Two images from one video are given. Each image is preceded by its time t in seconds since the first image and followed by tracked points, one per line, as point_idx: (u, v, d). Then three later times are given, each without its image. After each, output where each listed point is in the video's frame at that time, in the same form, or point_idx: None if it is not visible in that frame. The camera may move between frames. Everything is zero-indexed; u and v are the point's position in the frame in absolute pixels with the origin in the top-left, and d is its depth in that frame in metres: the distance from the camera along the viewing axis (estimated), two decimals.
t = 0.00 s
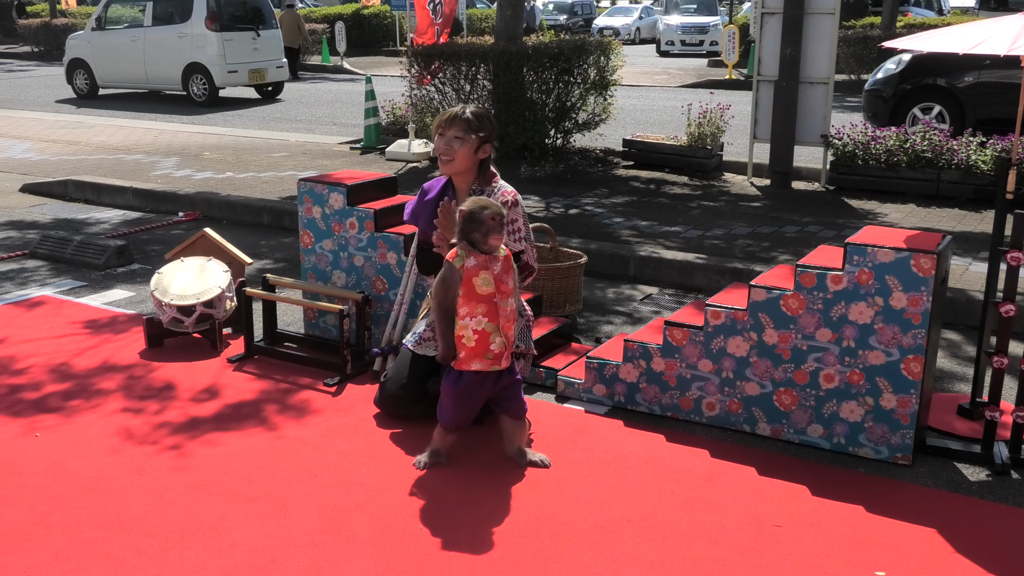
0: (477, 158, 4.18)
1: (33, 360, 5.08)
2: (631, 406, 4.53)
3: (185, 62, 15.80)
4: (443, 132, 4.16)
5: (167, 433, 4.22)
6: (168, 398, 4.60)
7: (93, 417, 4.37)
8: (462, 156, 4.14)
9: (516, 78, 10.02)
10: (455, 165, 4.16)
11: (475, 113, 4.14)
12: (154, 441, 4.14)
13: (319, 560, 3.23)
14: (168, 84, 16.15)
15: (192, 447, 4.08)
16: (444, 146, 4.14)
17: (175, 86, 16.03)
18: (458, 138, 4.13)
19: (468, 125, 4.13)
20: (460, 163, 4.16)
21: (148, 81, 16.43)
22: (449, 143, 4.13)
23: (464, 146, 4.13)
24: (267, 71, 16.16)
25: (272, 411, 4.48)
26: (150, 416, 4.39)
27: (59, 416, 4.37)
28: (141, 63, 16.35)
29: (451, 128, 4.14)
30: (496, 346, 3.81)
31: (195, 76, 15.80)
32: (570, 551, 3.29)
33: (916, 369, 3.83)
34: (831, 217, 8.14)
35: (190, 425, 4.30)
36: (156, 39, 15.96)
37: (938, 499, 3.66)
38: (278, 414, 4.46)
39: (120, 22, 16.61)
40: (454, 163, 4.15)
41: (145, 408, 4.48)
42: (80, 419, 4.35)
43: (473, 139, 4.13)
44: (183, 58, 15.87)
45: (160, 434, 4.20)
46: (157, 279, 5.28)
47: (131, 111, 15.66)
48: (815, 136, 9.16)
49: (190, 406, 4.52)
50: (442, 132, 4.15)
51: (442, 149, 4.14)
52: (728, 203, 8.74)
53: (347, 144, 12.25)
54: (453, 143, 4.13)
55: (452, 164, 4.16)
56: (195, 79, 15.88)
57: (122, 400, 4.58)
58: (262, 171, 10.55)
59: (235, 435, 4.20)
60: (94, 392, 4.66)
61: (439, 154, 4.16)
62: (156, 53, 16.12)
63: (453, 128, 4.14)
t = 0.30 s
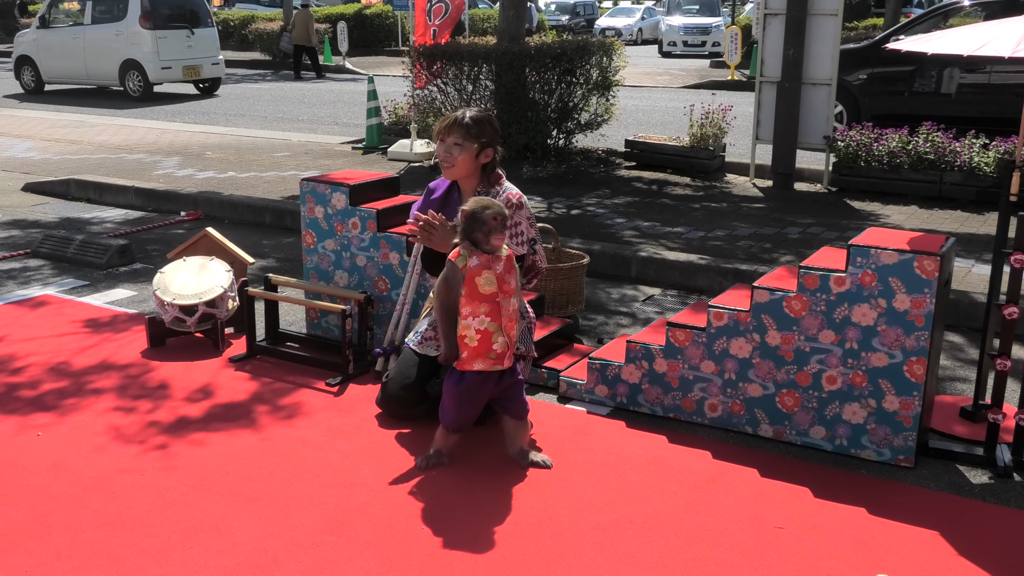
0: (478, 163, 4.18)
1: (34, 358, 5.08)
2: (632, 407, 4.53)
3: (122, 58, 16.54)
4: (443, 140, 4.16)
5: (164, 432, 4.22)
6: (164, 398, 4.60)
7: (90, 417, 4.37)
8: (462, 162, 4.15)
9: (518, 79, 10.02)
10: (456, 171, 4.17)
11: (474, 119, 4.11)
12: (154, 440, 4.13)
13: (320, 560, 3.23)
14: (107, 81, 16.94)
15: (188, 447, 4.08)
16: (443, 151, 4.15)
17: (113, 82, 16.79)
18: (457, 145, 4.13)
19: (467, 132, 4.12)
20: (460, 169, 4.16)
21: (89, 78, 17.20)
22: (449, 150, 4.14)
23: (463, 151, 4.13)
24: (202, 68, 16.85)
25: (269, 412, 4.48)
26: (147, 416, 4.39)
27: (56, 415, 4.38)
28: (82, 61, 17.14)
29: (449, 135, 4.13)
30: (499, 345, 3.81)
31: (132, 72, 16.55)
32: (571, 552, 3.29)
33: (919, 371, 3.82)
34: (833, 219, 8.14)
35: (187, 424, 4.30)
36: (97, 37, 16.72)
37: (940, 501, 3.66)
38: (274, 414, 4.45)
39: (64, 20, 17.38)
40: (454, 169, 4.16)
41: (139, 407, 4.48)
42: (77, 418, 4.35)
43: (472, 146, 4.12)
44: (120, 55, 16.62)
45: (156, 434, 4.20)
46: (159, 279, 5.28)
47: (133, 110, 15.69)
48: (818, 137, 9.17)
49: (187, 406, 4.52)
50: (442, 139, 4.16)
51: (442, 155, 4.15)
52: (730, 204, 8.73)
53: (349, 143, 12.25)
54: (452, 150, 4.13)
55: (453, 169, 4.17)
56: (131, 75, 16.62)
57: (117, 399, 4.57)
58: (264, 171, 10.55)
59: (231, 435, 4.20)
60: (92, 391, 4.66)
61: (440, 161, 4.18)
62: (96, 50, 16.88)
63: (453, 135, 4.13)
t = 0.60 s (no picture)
0: (486, 156, 4.18)
1: (35, 357, 5.08)
2: (635, 408, 4.52)
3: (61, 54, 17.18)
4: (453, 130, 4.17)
5: (163, 431, 4.22)
6: (162, 397, 4.60)
7: (89, 415, 4.36)
8: (471, 152, 4.14)
9: (521, 78, 10.02)
10: (464, 161, 4.17)
11: (486, 112, 4.15)
12: (155, 440, 4.12)
13: (323, 560, 3.23)
14: (47, 76, 17.56)
15: (188, 446, 4.07)
16: (453, 141, 4.15)
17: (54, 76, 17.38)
18: (468, 135, 4.14)
19: (478, 123, 4.14)
20: (468, 159, 4.16)
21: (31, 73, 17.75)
22: (459, 139, 4.14)
23: (473, 141, 4.14)
24: (142, 64, 17.57)
25: (271, 411, 4.47)
26: (144, 415, 4.38)
27: (55, 413, 4.37)
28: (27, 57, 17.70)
29: (460, 126, 4.15)
30: (502, 345, 3.80)
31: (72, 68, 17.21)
32: (574, 552, 3.29)
33: (922, 373, 3.82)
34: (835, 220, 8.13)
35: (183, 424, 4.30)
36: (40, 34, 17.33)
37: (943, 503, 3.65)
38: (272, 414, 4.44)
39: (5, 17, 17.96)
40: (463, 159, 4.15)
41: (135, 406, 4.48)
42: (76, 416, 4.34)
43: (482, 136, 4.14)
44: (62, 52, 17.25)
45: (154, 432, 4.19)
46: (161, 278, 5.28)
47: (135, 109, 15.71)
48: (821, 138, 9.14)
49: (187, 405, 4.51)
50: (452, 129, 4.16)
51: (451, 145, 4.15)
52: (732, 204, 8.73)
53: (351, 143, 12.25)
54: (462, 139, 4.14)
55: (461, 160, 4.17)
56: (71, 71, 17.27)
57: (116, 398, 4.57)
58: (265, 170, 10.54)
59: (233, 434, 4.20)
60: (91, 390, 4.65)
61: (449, 150, 4.17)
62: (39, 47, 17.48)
63: (464, 125, 4.15)
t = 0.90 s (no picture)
0: (486, 148, 4.21)
1: (38, 357, 5.08)
2: (637, 408, 4.52)
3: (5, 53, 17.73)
4: (450, 126, 4.19)
5: (170, 431, 4.22)
6: (170, 397, 4.60)
7: (95, 416, 4.37)
8: (474, 143, 4.15)
9: (523, 78, 10.00)
10: (467, 155, 4.17)
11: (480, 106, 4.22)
12: (158, 440, 4.12)
13: (324, 560, 3.22)
14: None
15: (194, 446, 4.07)
16: (454, 136, 4.15)
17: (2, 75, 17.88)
18: (468, 126, 4.16)
19: (475, 115, 4.19)
20: (471, 152, 4.17)
21: None
22: (460, 133, 4.15)
23: (474, 133, 4.15)
24: (83, 61, 18.04)
25: (275, 410, 4.48)
26: (154, 415, 4.39)
27: (61, 414, 4.37)
28: None
29: (457, 120, 4.17)
30: (503, 345, 3.80)
31: (16, 66, 17.72)
32: (575, 552, 3.28)
33: (924, 373, 3.81)
34: (837, 220, 8.11)
35: (192, 424, 4.30)
36: None
37: (945, 504, 3.64)
38: (279, 414, 4.44)
39: None
40: (467, 151, 4.15)
41: (147, 406, 4.48)
42: (82, 417, 4.34)
43: (481, 127, 4.17)
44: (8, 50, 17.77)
45: (161, 433, 4.19)
46: (163, 278, 5.28)
47: (137, 109, 15.71)
48: (823, 138, 9.14)
49: (191, 405, 4.51)
50: (450, 125, 4.18)
51: (453, 139, 4.15)
52: (733, 204, 8.72)
53: (352, 143, 12.25)
54: (464, 132, 4.15)
55: (464, 153, 4.17)
56: (16, 68, 17.77)
57: (121, 398, 4.57)
58: (267, 170, 10.54)
59: (236, 435, 4.20)
60: (96, 391, 4.66)
61: (450, 145, 4.16)
62: None
63: (462, 119, 4.17)
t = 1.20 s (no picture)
0: (484, 147, 4.22)
1: (43, 359, 5.08)
2: (640, 405, 4.51)
3: None
4: (447, 127, 4.20)
5: (179, 432, 4.22)
6: (179, 398, 4.60)
7: (104, 417, 4.36)
8: (474, 142, 4.17)
9: (523, 76, 10.00)
10: (467, 154, 4.18)
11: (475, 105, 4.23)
12: (163, 441, 4.12)
13: (329, 560, 3.22)
14: None
15: (202, 447, 4.07)
16: (454, 137, 4.16)
17: None
18: (467, 126, 4.16)
19: (471, 115, 4.20)
20: (472, 151, 4.18)
21: None
22: (459, 133, 4.16)
23: (473, 133, 4.17)
24: (29, 60, 18.58)
25: (281, 410, 4.47)
26: (165, 416, 4.39)
27: (67, 416, 4.37)
28: None
29: (454, 121, 4.18)
30: (506, 343, 3.79)
31: None
32: (579, 551, 3.28)
33: (928, 368, 3.80)
34: (840, 216, 8.10)
35: (200, 424, 4.29)
36: None
37: (951, 500, 3.63)
38: (287, 413, 4.44)
39: None
40: (467, 151, 4.16)
41: (156, 407, 4.48)
42: (90, 419, 4.34)
43: (479, 126, 4.19)
44: None
45: (167, 434, 4.19)
46: (166, 278, 5.29)
47: (137, 110, 15.69)
48: (824, 134, 9.13)
49: (196, 406, 4.51)
50: (447, 126, 4.18)
51: (453, 140, 4.16)
52: (736, 201, 8.71)
53: (354, 142, 12.24)
54: (463, 132, 4.16)
55: (464, 153, 4.17)
56: None
57: (125, 399, 4.57)
58: (269, 170, 10.54)
59: (241, 435, 4.19)
60: (105, 392, 4.65)
61: (450, 146, 4.16)
62: None
63: (459, 120, 4.18)
